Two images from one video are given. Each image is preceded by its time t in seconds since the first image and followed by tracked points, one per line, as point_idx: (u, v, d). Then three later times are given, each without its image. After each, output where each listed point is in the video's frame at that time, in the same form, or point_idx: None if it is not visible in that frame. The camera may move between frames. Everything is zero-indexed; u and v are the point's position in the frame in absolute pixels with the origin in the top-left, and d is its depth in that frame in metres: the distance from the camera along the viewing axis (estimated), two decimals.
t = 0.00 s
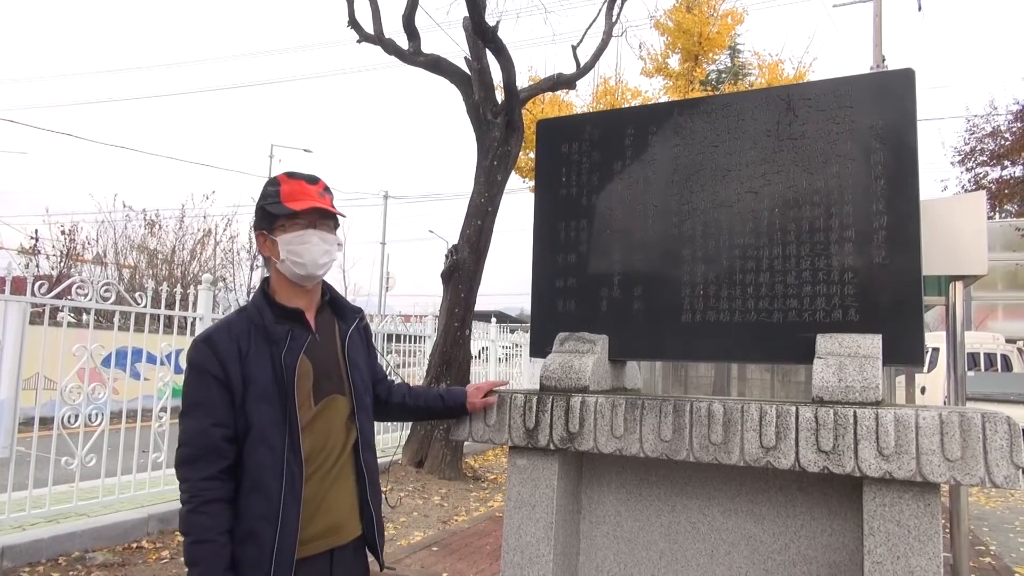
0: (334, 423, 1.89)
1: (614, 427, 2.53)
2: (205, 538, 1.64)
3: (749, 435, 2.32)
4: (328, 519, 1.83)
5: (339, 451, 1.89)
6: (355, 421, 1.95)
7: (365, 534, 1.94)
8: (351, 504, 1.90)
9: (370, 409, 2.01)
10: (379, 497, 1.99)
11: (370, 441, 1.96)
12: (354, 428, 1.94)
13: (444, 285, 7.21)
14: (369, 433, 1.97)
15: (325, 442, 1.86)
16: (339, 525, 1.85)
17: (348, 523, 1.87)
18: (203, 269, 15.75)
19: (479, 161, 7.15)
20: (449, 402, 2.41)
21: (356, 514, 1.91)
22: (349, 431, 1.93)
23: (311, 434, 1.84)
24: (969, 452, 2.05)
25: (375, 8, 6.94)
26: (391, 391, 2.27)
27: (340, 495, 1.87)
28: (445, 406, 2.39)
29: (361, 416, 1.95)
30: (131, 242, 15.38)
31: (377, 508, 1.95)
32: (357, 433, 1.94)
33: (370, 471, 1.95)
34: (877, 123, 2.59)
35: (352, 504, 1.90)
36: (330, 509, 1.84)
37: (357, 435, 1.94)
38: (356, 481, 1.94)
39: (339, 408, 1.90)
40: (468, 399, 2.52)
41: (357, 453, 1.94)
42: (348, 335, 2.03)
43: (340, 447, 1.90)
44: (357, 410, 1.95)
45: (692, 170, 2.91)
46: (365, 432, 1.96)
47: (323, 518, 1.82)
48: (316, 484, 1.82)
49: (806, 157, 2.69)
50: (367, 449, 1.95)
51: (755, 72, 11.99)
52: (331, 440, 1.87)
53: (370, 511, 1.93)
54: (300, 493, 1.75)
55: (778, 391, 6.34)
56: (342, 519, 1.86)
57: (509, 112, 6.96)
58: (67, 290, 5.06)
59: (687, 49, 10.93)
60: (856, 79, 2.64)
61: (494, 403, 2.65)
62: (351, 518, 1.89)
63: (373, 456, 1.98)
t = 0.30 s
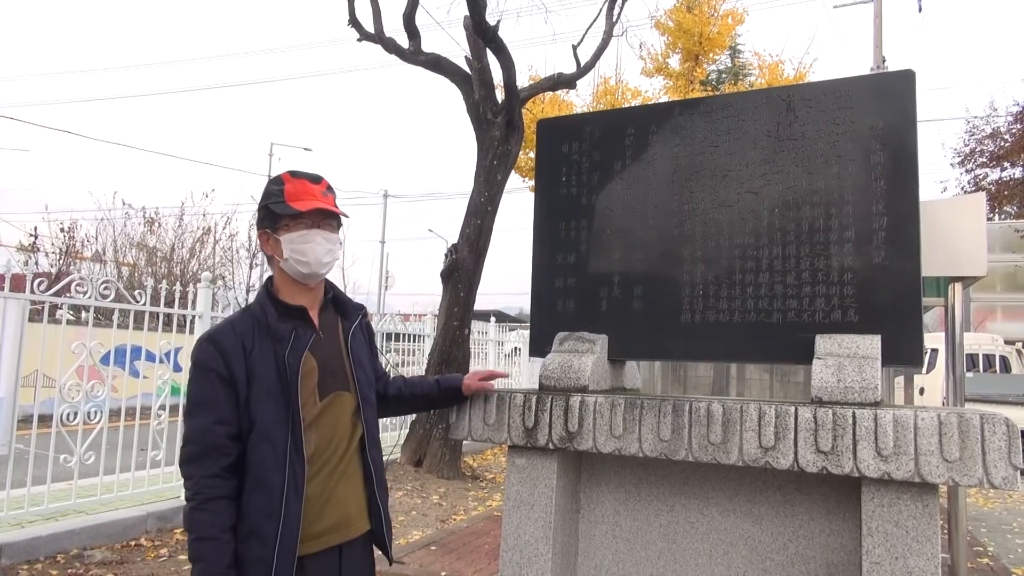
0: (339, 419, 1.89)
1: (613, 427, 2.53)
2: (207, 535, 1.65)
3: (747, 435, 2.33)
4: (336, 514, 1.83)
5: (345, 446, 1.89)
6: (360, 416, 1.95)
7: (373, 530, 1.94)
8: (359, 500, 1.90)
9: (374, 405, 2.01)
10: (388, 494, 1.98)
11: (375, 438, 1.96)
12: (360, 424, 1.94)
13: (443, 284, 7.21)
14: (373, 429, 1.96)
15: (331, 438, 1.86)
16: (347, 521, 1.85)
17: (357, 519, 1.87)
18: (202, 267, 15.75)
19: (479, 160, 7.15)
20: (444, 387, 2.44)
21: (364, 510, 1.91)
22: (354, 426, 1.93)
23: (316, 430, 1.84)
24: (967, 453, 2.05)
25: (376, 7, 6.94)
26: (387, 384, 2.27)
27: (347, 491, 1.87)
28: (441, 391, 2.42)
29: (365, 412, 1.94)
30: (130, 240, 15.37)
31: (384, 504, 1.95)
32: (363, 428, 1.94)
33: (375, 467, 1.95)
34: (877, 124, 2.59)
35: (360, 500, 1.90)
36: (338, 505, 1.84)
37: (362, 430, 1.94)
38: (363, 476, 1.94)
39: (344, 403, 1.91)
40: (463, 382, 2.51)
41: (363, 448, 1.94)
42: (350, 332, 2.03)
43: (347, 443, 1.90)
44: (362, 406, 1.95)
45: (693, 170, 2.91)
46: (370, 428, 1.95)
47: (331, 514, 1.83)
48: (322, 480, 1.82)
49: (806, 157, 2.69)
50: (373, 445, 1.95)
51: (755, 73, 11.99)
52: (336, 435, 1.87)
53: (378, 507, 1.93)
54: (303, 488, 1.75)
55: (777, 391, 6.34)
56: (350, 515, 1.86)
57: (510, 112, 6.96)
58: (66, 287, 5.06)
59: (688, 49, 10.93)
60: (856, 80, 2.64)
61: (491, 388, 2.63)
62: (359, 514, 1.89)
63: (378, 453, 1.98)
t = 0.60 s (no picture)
0: (343, 418, 1.89)
1: (613, 426, 2.54)
2: (211, 531, 1.65)
3: (746, 435, 2.33)
4: (339, 513, 1.83)
5: (348, 445, 1.89)
6: (362, 415, 1.95)
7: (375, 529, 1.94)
8: (361, 498, 1.90)
9: (377, 404, 2.01)
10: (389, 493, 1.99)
11: (378, 437, 1.96)
12: (362, 423, 1.94)
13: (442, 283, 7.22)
14: (375, 428, 1.96)
15: (335, 437, 1.86)
16: (350, 519, 1.85)
17: (359, 517, 1.88)
18: (201, 267, 15.74)
19: (479, 160, 7.15)
20: (461, 362, 2.33)
21: (366, 509, 1.91)
22: (357, 425, 1.93)
23: (321, 428, 1.84)
24: (965, 453, 2.05)
25: (376, 6, 6.94)
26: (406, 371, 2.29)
27: (350, 490, 1.87)
28: (458, 368, 2.32)
29: (368, 411, 1.94)
30: (129, 239, 15.35)
31: (386, 502, 1.95)
32: (365, 428, 1.94)
33: (377, 466, 1.95)
34: (876, 125, 2.59)
35: (362, 498, 1.91)
36: (341, 504, 1.85)
37: (364, 429, 1.94)
38: (365, 475, 1.94)
39: (347, 402, 1.90)
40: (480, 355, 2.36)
41: (365, 448, 1.93)
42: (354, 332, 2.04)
43: (350, 442, 1.90)
44: (365, 405, 1.94)
45: (692, 171, 2.91)
46: (372, 427, 1.95)
47: (334, 512, 1.83)
48: (327, 479, 1.82)
49: (805, 158, 2.70)
50: (376, 444, 1.95)
51: (755, 73, 12.00)
52: (341, 434, 1.87)
53: (380, 505, 1.93)
54: (307, 486, 1.76)
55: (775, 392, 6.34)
56: (353, 513, 1.87)
57: (509, 112, 6.96)
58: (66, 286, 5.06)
59: (687, 49, 10.93)
60: (856, 81, 2.65)
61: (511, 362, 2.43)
62: (361, 513, 1.89)
63: (381, 452, 1.98)
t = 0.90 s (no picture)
0: (347, 419, 1.89)
1: (611, 427, 2.54)
2: (216, 529, 1.66)
3: (744, 436, 2.34)
4: (341, 513, 1.84)
5: (350, 446, 1.89)
6: (366, 416, 1.95)
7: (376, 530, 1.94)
8: (363, 499, 1.91)
9: (382, 405, 2.01)
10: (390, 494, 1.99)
11: (381, 439, 1.96)
12: (365, 424, 1.94)
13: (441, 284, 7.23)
14: (379, 429, 1.96)
15: (338, 438, 1.87)
16: (351, 520, 1.86)
17: (360, 518, 1.88)
18: (200, 268, 15.73)
19: (477, 160, 7.15)
20: (481, 357, 2.37)
21: (367, 510, 1.91)
22: (361, 426, 1.93)
23: (324, 428, 1.85)
24: (962, 453, 2.06)
25: (374, 7, 6.95)
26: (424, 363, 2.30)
27: (352, 490, 1.88)
28: (477, 362, 2.35)
29: (372, 413, 1.95)
30: (128, 239, 15.35)
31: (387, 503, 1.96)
32: (368, 429, 1.94)
33: (379, 467, 1.95)
34: (873, 126, 2.60)
35: (364, 499, 1.91)
36: (343, 504, 1.85)
37: (367, 430, 1.94)
38: (367, 476, 1.94)
39: (351, 404, 1.91)
40: (498, 351, 2.40)
41: (367, 450, 1.94)
42: (361, 333, 2.04)
43: (353, 442, 1.90)
44: (369, 407, 1.95)
45: (690, 172, 2.92)
46: (375, 428, 1.95)
47: (335, 512, 1.83)
48: (330, 479, 1.83)
49: (803, 159, 2.71)
50: (379, 445, 1.95)
51: (753, 72, 12.02)
52: (344, 435, 1.88)
53: (381, 507, 1.94)
54: (311, 486, 1.76)
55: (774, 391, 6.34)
56: (354, 514, 1.87)
57: (508, 112, 6.97)
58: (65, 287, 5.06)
59: (686, 49, 10.94)
60: (853, 82, 2.66)
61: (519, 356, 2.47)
62: (363, 514, 1.89)
63: (384, 454, 1.98)
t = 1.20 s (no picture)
0: (351, 421, 1.90)
1: (610, 427, 2.55)
2: (220, 528, 1.67)
3: (743, 435, 2.35)
4: (344, 515, 1.84)
5: (354, 448, 1.90)
6: (370, 419, 1.96)
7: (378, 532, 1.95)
8: (367, 501, 1.91)
9: (386, 408, 2.01)
10: (393, 496, 1.99)
11: (384, 442, 1.97)
12: (369, 427, 1.95)
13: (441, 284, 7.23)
14: (382, 432, 1.97)
15: (342, 440, 1.87)
16: (355, 522, 1.86)
17: (364, 520, 1.88)
18: (200, 269, 15.73)
19: (476, 160, 7.16)
20: (487, 363, 2.38)
21: (371, 512, 1.92)
22: (364, 429, 1.94)
23: (327, 429, 1.85)
24: (960, 452, 2.07)
25: (372, 8, 6.95)
26: (429, 370, 2.31)
27: (355, 492, 1.88)
28: (483, 368, 2.37)
29: (375, 415, 1.95)
30: (127, 241, 15.35)
31: (389, 505, 1.96)
32: (372, 431, 1.95)
33: (382, 469, 1.95)
34: (871, 127, 2.61)
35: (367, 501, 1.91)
36: (346, 506, 1.85)
37: (371, 433, 1.95)
38: (370, 479, 1.94)
39: (355, 406, 1.91)
40: (504, 356, 2.43)
41: (371, 452, 1.94)
42: (365, 337, 2.04)
43: (357, 444, 1.91)
44: (373, 410, 1.95)
45: (689, 172, 2.93)
46: (378, 430, 1.96)
47: (338, 515, 1.84)
48: (334, 481, 1.84)
49: (801, 160, 2.71)
50: (382, 448, 1.96)
51: (751, 72, 12.03)
52: (347, 437, 1.88)
53: (384, 509, 1.94)
54: (315, 487, 1.76)
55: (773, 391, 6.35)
56: (358, 516, 1.87)
57: (506, 113, 6.97)
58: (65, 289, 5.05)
59: (684, 49, 10.95)
60: (851, 83, 2.66)
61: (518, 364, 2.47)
62: (366, 516, 1.90)
63: (387, 456, 1.98)
